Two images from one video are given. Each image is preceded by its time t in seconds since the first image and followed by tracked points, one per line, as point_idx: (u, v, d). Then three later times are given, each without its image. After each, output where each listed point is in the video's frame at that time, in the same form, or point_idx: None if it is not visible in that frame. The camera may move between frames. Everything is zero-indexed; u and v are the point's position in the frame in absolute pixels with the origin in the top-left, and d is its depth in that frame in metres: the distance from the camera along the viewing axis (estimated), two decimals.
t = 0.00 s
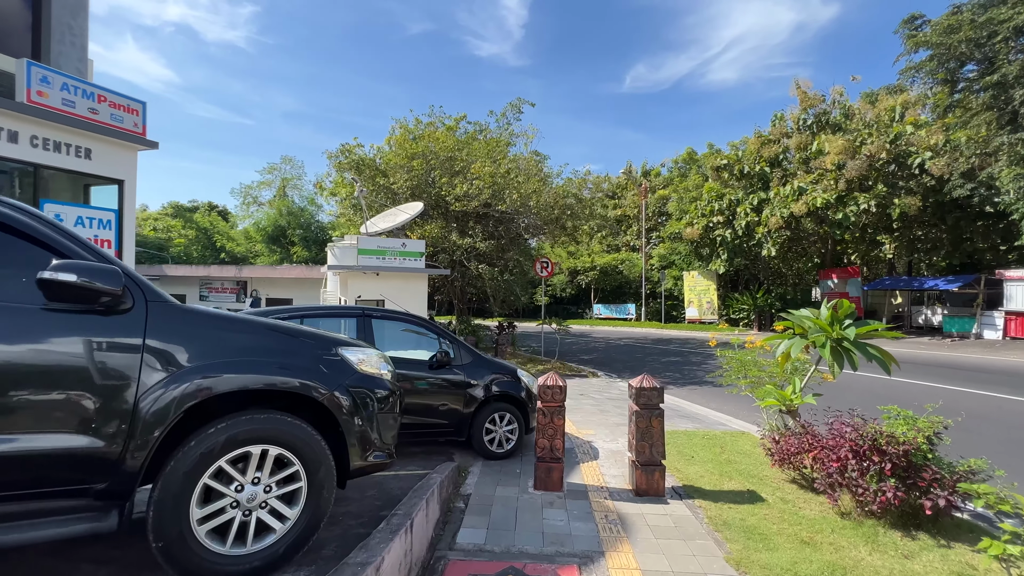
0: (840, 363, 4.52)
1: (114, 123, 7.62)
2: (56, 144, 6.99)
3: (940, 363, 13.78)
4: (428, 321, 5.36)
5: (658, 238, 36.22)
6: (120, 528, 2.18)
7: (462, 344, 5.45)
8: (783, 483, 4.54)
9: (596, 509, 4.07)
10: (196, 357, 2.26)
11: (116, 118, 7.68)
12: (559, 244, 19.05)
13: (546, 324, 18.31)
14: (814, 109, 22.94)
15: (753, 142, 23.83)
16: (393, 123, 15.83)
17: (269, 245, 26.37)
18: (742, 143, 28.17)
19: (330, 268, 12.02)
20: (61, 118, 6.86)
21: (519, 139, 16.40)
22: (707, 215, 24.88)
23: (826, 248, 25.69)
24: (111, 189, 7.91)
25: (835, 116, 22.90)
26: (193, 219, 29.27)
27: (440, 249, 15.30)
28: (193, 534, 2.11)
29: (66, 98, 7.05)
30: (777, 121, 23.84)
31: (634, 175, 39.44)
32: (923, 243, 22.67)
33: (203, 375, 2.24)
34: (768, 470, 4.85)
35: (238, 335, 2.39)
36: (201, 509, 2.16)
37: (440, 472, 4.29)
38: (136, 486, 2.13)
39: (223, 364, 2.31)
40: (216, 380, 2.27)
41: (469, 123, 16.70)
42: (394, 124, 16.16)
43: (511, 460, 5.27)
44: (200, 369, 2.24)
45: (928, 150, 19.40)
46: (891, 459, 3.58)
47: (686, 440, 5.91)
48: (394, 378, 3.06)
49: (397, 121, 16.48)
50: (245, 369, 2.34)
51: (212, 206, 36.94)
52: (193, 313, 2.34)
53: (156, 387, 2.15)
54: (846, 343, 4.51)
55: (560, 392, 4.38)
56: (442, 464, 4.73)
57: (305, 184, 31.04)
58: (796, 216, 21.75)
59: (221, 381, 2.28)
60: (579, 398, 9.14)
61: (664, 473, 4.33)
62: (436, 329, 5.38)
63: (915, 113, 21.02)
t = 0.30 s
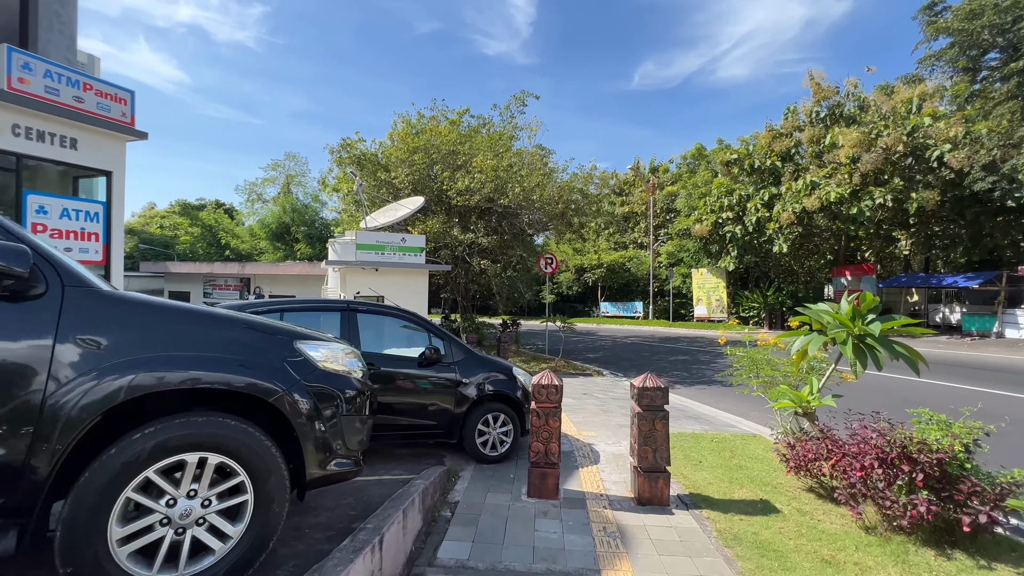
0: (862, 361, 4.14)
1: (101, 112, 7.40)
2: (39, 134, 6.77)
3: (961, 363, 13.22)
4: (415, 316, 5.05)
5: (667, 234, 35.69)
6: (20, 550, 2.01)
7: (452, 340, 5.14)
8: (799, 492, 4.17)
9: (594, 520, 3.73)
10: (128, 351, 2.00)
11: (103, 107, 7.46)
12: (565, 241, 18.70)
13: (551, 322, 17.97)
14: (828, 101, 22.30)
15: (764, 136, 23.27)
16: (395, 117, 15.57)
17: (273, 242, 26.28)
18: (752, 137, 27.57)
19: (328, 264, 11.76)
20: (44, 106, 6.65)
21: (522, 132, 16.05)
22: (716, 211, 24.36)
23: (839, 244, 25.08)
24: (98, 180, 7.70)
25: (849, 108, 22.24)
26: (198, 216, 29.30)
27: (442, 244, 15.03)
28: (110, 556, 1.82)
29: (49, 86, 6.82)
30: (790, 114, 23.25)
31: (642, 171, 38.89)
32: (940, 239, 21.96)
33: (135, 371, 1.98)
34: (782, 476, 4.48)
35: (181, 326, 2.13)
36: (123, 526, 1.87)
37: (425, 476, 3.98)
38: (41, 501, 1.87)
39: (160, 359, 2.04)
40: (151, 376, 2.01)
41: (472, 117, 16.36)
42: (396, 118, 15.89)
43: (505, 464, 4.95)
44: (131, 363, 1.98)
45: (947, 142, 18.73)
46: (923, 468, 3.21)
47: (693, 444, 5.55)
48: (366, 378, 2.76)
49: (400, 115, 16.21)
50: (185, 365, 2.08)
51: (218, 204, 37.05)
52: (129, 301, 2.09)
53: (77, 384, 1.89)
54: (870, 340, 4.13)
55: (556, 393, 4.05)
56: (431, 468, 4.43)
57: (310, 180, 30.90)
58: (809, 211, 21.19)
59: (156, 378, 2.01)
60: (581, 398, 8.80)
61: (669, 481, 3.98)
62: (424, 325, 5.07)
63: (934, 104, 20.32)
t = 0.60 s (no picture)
0: (884, 365, 3.77)
1: (83, 103, 7.17)
2: (18, 125, 6.55)
3: (979, 364, 12.72)
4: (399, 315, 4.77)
5: (673, 232, 35.20)
6: None
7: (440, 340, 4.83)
8: (813, 508, 3.84)
9: (587, 538, 3.41)
10: (44, 355, 1.82)
11: (86, 98, 7.23)
12: (568, 238, 18.33)
13: (553, 321, 17.65)
14: (839, 94, 21.74)
15: (773, 130, 22.78)
16: (395, 112, 15.30)
17: (275, 239, 26.17)
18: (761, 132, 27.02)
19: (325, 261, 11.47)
20: (23, 96, 6.43)
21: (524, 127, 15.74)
22: (724, 208, 23.88)
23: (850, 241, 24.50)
24: (82, 173, 7.47)
25: (862, 101, 21.67)
26: (202, 214, 29.28)
27: (441, 241, 14.74)
28: None
29: (28, 75, 6.60)
30: (800, 108, 22.73)
31: (648, 168, 38.39)
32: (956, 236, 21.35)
33: (51, 379, 1.80)
34: (793, 489, 4.14)
35: (109, 328, 1.95)
36: (15, 564, 1.63)
37: (404, 489, 3.67)
38: None
39: (80, 365, 1.86)
40: (68, 385, 1.83)
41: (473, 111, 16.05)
42: (396, 112, 15.63)
43: (495, 473, 4.65)
44: (47, 369, 1.80)
45: (964, 136, 18.14)
46: (956, 487, 2.87)
47: (697, 451, 5.22)
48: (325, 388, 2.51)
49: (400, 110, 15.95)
50: (107, 371, 1.89)
51: (223, 201, 37.07)
52: (54, 302, 1.91)
53: None
54: (891, 341, 3.77)
55: (549, 398, 3.72)
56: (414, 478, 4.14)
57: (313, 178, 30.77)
58: (820, 207, 20.67)
59: (72, 389, 1.84)
60: (582, 400, 8.47)
61: (670, 495, 3.65)
62: (408, 323, 4.77)
63: (949, 96, 19.72)
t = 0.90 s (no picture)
0: (905, 366, 3.39)
1: (59, 90, 6.91)
2: None
3: (995, 363, 12.27)
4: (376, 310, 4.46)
5: (678, 228, 34.75)
6: None
7: (420, 337, 4.50)
8: (826, 523, 3.48)
9: (573, 556, 3.08)
10: None
11: (62, 85, 6.96)
12: (571, 233, 17.97)
13: (555, 318, 17.34)
14: (850, 86, 21.21)
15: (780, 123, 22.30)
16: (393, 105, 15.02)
17: (275, 235, 26.03)
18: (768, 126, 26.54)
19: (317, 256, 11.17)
20: None
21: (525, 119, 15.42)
22: (730, 203, 23.46)
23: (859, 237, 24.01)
24: (59, 164, 7.21)
25: (873, 93, 21.14)
26: (203, 210, 29.20)
27: (439, 236, 14.42)
28: None
29: None
30: (809, 100, 22.25)
31: (653, 163, 37.94)
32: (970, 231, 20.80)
33: None
34: (803, 501, 3.78)
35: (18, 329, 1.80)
36: None
37: (374, 501, 3.37)
38: None
39: None
40: None
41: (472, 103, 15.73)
42: (394, 105, 15.36)
43: (480, 480, 4.32)
44: None
45: (979, 127, 17.58)
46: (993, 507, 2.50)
47: (698, 456, 4.87)
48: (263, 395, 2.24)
49: (398, 103, 15.68)
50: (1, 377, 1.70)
51: (225, 198, 37.00)
52: None
53: None
54: (913, 340, 3.41)
55: (535, 402, 3.39)
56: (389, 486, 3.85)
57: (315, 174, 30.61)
58: (829, 202, 20.20)
59: None
60: (579, 400, 8.12)
61: (667, 508, 3.31)
62: (386, 319, 4.46)
63: (964, 87, 19.13)
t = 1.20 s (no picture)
0: (946, 369, 2.98)
1: (33, 75, 6.58)
2: None
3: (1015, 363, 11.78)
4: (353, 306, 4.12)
5: (684, 223, 34.22)
6: None
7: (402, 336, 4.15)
8: (852, 546, 3.09)
9: None
10: None
11: (36, 69, 6.63)
12: (574, 228, 17.55)
13: (557, 315, 16.96)
14: (861, 77, 20.65)
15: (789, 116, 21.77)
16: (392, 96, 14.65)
17: (275, 231, 25.80)
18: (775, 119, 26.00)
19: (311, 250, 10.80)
20: None
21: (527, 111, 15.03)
22: (737, 198, 22.96)
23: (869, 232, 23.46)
24: (34, 153, 6.88)
25: (885, 84, 20.57)
26: (203, 206, 28.96)
27: (437, 231, 13.93)
28: None
29: None
30: (819, 92, 21.72)
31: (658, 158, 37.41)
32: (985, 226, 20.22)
33: None
34: (825, 521, 3.40)
35: None
36: None
37: (347, 518, 3.06)
38: None
39: None
40: None
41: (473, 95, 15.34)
42: (392, 97, 14.98)
43: (467, 491, 3.97)
44: None
45: (996, 118, 17.01)
46: None
47: (707, 465, 4.49)
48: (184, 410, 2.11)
49: (397, 95, 15.31)
50: None
51: (226, 194, 36.80)
52: None
53: None
54: (954, 341, 3.00)
55: (525, 411, 3.03)
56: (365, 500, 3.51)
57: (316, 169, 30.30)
58: (839, 196, 19.66)
59: None
60: (581, 401, 7.74)
61: (674, 531, 2.92)
62: (364, 314, 4.11)
63: (981, 77, 18.54)
